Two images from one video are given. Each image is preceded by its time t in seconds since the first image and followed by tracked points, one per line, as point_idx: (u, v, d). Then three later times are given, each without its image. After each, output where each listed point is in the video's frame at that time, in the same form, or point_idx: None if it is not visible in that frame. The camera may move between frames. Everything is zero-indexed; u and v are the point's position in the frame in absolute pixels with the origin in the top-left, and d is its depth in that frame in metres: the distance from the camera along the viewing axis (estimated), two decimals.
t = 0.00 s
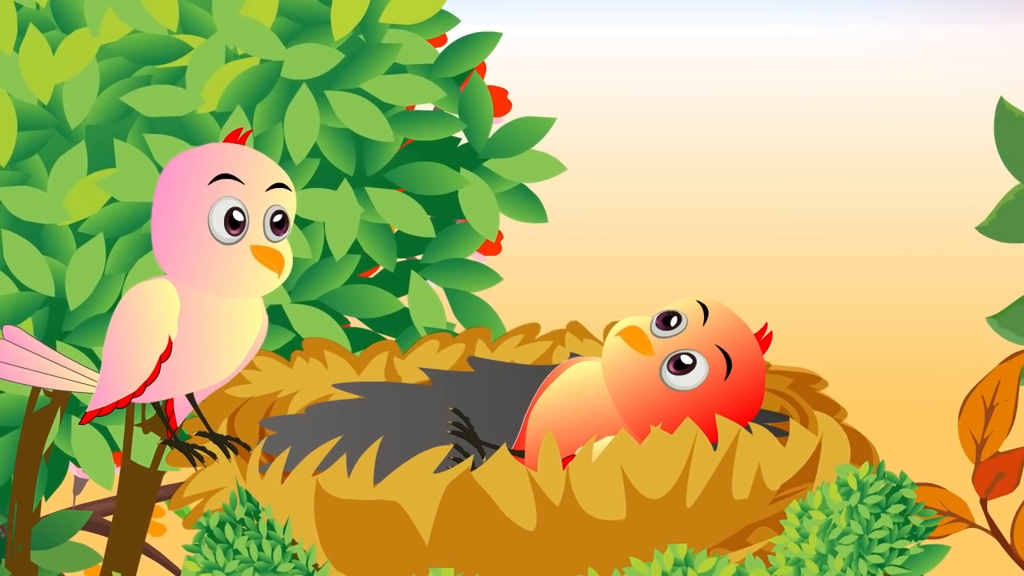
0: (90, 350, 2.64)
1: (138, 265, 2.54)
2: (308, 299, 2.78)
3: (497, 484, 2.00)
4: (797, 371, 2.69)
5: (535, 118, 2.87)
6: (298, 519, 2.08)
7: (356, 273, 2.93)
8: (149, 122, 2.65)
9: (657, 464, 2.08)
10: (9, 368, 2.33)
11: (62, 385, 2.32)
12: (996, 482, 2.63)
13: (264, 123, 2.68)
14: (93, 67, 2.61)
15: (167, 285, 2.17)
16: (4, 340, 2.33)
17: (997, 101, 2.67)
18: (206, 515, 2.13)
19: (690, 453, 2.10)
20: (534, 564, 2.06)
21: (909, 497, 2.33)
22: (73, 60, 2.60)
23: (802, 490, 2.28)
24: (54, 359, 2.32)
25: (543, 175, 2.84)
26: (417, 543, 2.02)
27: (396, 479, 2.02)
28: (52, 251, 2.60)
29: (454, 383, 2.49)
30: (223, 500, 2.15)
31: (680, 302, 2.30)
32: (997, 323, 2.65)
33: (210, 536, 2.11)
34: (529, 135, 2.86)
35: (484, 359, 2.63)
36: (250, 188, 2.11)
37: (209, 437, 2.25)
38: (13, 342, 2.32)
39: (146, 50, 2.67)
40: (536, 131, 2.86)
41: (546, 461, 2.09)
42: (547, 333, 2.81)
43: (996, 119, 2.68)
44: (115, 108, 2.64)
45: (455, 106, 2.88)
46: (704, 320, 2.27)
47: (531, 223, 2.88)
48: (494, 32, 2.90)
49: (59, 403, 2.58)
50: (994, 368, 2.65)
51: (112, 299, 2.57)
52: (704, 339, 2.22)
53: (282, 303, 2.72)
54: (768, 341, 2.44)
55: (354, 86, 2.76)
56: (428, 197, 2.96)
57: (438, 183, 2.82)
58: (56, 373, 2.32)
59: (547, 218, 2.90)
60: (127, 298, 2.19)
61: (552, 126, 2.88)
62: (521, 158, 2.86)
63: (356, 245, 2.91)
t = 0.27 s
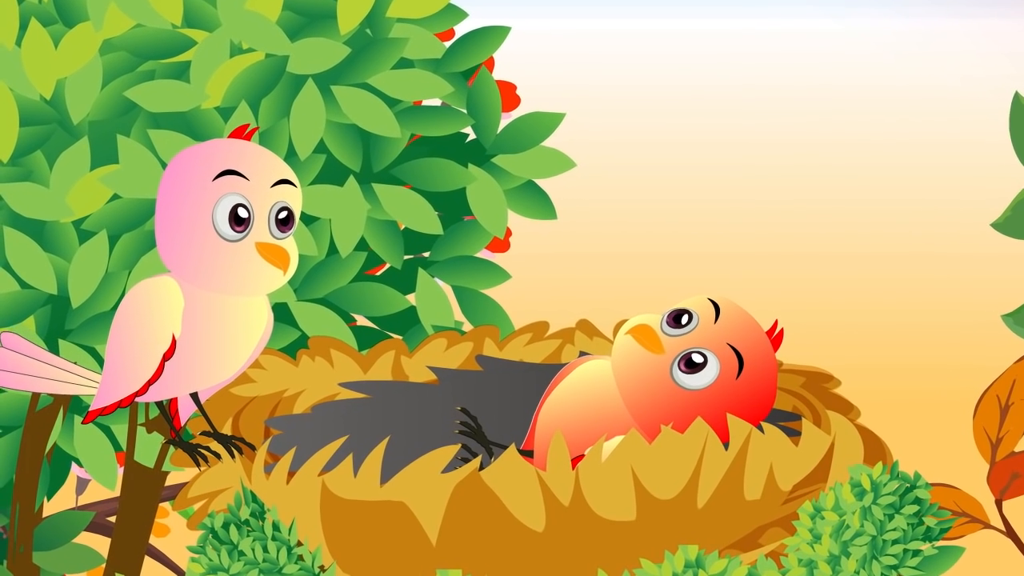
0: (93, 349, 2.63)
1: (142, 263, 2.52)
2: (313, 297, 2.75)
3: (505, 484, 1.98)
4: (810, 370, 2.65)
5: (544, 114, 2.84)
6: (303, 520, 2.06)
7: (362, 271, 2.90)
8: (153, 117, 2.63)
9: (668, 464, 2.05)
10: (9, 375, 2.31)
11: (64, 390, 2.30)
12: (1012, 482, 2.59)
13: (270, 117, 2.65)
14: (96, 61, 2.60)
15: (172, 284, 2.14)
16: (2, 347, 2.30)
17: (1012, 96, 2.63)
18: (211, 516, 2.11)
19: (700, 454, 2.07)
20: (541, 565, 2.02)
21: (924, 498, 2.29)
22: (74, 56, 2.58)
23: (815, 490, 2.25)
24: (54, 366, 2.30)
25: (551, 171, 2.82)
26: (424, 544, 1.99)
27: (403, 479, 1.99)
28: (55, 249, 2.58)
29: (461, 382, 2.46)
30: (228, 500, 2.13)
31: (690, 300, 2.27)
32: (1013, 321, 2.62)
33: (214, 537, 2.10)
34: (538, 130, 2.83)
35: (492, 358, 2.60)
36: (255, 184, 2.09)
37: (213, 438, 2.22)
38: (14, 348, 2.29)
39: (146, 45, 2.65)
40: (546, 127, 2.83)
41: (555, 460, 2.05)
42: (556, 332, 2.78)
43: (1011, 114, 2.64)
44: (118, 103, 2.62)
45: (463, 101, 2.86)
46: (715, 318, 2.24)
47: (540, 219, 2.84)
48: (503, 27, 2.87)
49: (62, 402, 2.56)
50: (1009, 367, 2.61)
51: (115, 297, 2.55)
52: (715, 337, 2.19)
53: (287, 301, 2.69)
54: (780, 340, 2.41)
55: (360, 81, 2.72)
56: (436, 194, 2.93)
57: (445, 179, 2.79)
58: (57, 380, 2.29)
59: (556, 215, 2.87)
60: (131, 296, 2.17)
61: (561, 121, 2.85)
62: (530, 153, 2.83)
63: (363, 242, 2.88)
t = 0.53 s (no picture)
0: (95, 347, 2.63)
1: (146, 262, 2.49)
2: (320, 295, 2.72)
3: (514, 486, 1.95)
4: (823, 369, 2.62)
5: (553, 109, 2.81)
6: (309, 520, 2.03)
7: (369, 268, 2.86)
8: (157, 114, 2.62)
9: (679, 465, 2.01)
10: (10, 384, 2.29)
11: (68, 394, 2.29)
12: None
13: (275, 112, 2.63)
14: (100, 56, 2.59)
15: (176, 282, 2.12)
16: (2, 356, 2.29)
17: None
18: (216, 517, 2.07)
19: (712, 454, 2.04)
20: (550, 568, 2.00)
21: (938, 499, 2.24)
22: (77, 50, 2.57)
23: (828, 490, 2.21)
24: (57, 371, 2.28)
25: (561, 167, 2.78)
26: (432, 546, 1.96)
27: (411, 480, 1.96)
28: (57, 246, 2.57)
29: (470, 381, 2.44)
30: (233, 501, 2.10)
31: (701, 298, 2.24)
32: None
33: (219, 538, 2.05)
34: (548, 125, 2.81)
35: (501, 356, 2.57)
36: (260, 180, 2.06)
37: (219, 437, 2.21)
38: (17, 357, 2.28)
39: (157, 39, 2.63)
40: (555, 122, 2.81)
41: (564, 461, 2.02)
42: (566, 330, 2.75)
43: None
44: (121, 99, 2.61)
45: (471, 97, 2.82)
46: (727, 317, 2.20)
47: (550, 216, 2.82)
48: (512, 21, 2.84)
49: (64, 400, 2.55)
50: None
51: (119, 295, 2.54)
52: (727, 336, 2.16)
53: (293, 299, 2.66)
54: (793, 338, 2.38)
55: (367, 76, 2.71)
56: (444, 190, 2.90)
57: (453, 175, 2.76)
58: (60, 384, 2.28)
59: (566, 211, 2.84)
60: (133, 293, 2.16)
61: (571, 116, 2.82)
62: (540, 149, 2.80)
63: (370, 240, 2.86)
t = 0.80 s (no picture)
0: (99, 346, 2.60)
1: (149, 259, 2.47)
2: (326, 292, 2.70)
3: (523, 485, 1.91)
4: (837, 368, 2.59)
5: (563, 104, 2.78)
6: (315, 521, 2.00)
7: (377, 265, 2.85)
8: (161, 108, 2.59)
9: (691, 465, 1.98)
10: (16, 389, 2.27)
11: (74, 395, 2.27)
12: None
13: (280, 108, 2.61)
14: (103, 50, 2.57)
15: (179, 279, 2.11)
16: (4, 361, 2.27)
17: None
18: (222, 517, 2.06)
19: (724, 454, 2.00)
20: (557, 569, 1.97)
21: (953, 499, 2.21)
22: (79, 44, 2.55)
23: (841, 492, 2.17)
24: (58, 374, 2.26)
25: (571, 163, 2.75)
26: (440, 547, 1.94)
27: (419, 479, 1.93)
28: (61, 244, 2.55)
29: (478, 381, 2.41)
30: (238, 501, 2.07)
31: (713, 295, 2.20)
32: None
33: (224, 539, 2.04)
34: (558, 120, 2.78)
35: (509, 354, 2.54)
36: (266, 177, 2.04)
37: (223, 437, 2.18)
38: (17, 360, 2.27)
39: (158, 32, 2.62)
40: (565, 117, 2.78)
41: (574, 461, 1.99)
42: (575, 328, 2.72)
43: None
44: (125, 93, 2.59)
45: (480, 91, 2.80)
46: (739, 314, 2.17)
47: (559, 213, 2.79)
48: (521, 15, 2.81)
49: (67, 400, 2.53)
50: None
51: (123, 292, 2.53)
52: (738, 334, 2.12)
53: (299, 297, 2.63)
54: (805, 336, 2.34)
55: (373, 71, 2.68)
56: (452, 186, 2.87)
57: (462, 171, 2.74)
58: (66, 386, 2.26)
59: (576, 207, 2.81)
60: (137, 291, 2.13)
61: (582, 111, 2.78)
62: (549, 145, 2.77)
63: (377, 237, 2.83)
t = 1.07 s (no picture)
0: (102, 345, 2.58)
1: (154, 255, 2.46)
2: (332, 290, 2.67)
3: (532, 486, 1.89)
4: (851, 366, 2.55)
5: (573, 99, 2.75)
6: (321, 522, 1.98)
7: (383, 262, 2.84)
8: (165, 104, 2.58)
9: (702, 465, 1.95)
10: (22, 375, 2.25)
11: (79, 387, 2.24)
12: None
13: (286, 103, 2.60)
14: (106, 44, 2.55)
15: (184, 276, 2.09)
16: (14, 346, 2.24)
17: None
18: (226, 517, 2.02)
19: (736, 454, 1.97)
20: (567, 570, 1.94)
21: (969, 500, 2.16)
22: (82, 39, 2.53)
23: (856, 491, 2.14)
24: (58, 361, 2.24)
25: (580, 159, 2.73)
26: (448, 548, 1.90)
27: (427, 479, 1.90)
28: (64, 241, 2.52)
29: (487, 379, 2.38)
30: (244, 501, 2.05)
31: (724, 293, 2.17)
32: None
33: (229, 540, 2.00)
34: (567, 116, 2.75)
35: (518, 353, 2.51)
36: (271, 173, 2.03)
37: (228, 437, 2.16)
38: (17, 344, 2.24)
39: (159, 27, 2.61)
40: (574, 112, 2.75)
41: (583, 460, 1.96)
42: (585, 326, 2.69)
43: None
44: (128, 88, 2.57)
45: (488, 86, 2.78)
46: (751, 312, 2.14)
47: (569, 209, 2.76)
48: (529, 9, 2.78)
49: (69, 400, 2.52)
50: None
51: (126, 289, 2.51)
52: (750, 332, 2.09)
53: (305, 295, 2.60)
54: (819, 335, 2.31)
55: (380, 65, 2.67)
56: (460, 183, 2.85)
57: (470, 167, 2.70)
58: (73, 379, 2.24)
59: (586, 203, 2.78)
60: (141, 288, 2.11)
61: (591, 107, 2.75)
62: (558, 140, 2.74)
63: (384, 234, 2.81)
